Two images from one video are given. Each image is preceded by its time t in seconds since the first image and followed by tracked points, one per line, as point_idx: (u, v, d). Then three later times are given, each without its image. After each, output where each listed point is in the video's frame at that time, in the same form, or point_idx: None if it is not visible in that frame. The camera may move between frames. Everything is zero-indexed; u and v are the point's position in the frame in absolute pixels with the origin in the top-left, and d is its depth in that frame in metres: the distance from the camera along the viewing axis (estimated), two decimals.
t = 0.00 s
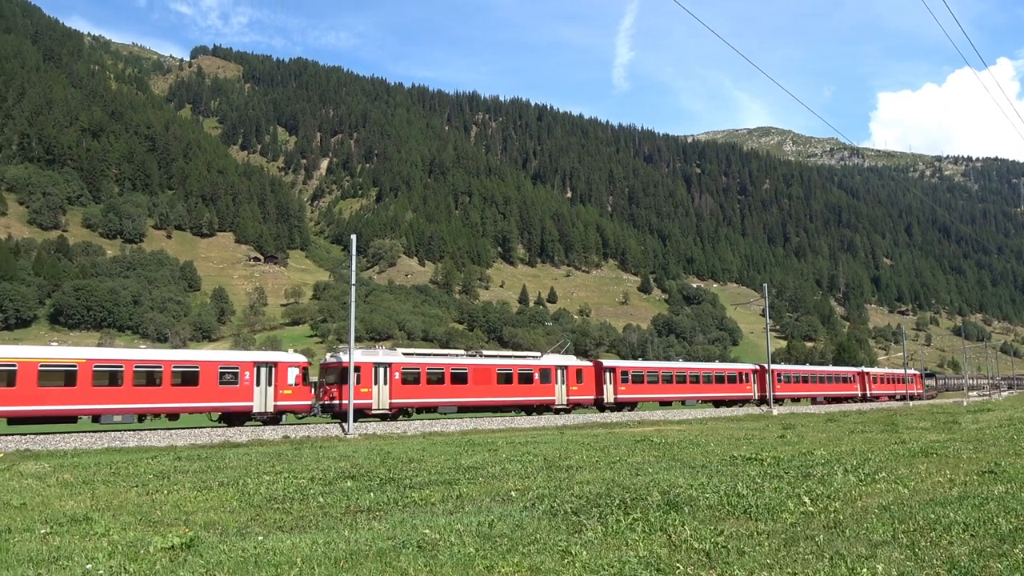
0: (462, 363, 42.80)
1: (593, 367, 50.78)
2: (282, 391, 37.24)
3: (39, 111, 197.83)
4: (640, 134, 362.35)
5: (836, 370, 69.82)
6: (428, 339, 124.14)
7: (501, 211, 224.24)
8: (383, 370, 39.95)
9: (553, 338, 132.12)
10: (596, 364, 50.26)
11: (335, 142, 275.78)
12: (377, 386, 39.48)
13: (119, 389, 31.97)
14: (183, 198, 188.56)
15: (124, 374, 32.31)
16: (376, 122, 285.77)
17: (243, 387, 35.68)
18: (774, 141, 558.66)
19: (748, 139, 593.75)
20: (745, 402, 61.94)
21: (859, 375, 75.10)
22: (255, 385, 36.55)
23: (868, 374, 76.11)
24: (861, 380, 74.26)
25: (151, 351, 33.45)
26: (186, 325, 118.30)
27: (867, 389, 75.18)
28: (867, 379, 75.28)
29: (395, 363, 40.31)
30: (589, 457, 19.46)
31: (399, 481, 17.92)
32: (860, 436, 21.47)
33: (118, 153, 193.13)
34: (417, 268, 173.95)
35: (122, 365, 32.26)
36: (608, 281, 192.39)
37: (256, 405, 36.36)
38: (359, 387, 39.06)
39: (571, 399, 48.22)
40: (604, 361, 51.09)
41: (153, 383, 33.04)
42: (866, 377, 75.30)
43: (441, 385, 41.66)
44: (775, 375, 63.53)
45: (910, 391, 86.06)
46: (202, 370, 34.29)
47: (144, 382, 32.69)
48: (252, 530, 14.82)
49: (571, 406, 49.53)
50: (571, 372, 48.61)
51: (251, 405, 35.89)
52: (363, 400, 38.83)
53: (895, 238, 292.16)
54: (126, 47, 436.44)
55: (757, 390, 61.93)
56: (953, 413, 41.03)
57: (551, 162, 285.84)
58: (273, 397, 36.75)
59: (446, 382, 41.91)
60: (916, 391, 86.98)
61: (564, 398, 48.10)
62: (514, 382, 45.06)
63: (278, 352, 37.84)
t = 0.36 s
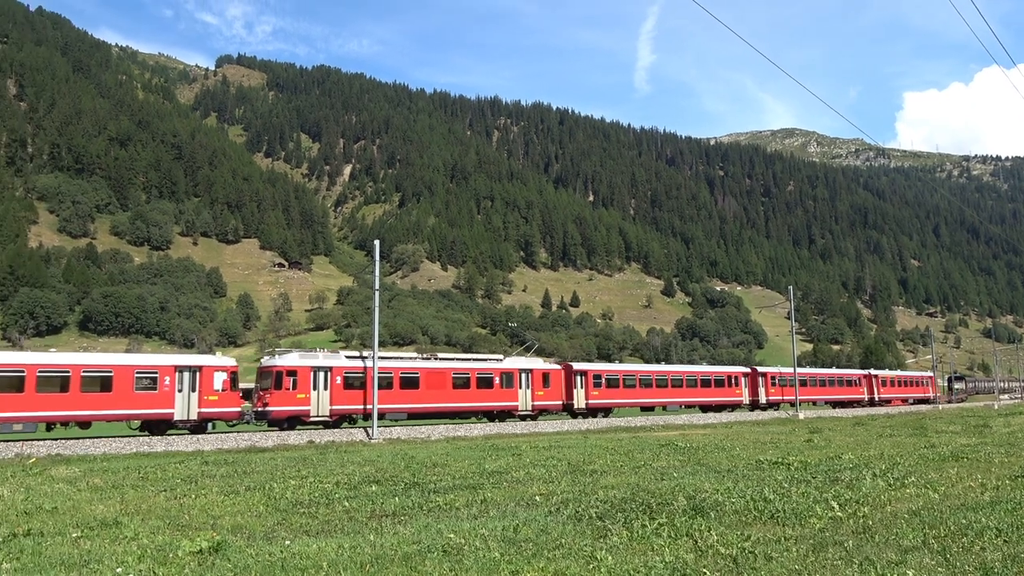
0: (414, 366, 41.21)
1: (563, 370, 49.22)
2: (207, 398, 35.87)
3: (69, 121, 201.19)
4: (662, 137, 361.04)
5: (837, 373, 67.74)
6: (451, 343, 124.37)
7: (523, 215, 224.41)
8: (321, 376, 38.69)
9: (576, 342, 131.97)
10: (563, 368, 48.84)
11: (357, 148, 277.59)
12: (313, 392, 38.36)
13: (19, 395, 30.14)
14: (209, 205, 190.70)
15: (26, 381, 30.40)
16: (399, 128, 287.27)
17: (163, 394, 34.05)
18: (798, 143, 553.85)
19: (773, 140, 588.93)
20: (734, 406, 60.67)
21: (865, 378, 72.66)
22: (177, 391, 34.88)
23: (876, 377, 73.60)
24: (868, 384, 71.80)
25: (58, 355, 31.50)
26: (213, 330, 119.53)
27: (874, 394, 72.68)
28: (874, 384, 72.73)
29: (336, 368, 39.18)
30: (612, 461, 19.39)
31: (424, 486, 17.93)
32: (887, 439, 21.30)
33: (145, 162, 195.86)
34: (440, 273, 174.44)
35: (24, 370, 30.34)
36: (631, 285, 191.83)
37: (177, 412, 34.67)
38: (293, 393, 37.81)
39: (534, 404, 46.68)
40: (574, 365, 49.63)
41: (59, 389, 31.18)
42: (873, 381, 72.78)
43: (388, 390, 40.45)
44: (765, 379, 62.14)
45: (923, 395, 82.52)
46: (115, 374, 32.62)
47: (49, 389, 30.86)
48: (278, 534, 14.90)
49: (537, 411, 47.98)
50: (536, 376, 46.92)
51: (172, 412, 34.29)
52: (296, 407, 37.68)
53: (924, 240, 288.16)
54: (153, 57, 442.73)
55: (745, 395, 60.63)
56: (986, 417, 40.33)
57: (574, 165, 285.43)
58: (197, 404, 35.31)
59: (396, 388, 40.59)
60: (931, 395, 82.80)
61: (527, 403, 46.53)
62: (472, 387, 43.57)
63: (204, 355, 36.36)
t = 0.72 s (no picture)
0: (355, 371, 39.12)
1: (524, 374, 46.58)
2: (118, 404, 33.30)
3: (96, 130, 204.08)
4: (684, 139, 359.39)
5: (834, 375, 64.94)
6: (474, 347, 124.63)
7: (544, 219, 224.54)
8: (250, 380, 36.03)
9: (599, 346, 131.74)
10: (525, 372, 46.04)
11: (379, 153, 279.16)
12: (240, 397, 35.64)
13: None
14: (233, 212, 192.52)
15: None
16: (420, 133, 288.56)
17: (67, 400, 31.53)
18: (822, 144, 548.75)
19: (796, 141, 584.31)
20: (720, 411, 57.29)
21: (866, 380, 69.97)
22: (86, 397, 32.36)
23: (877, 378, 70.86)
24: (867, 387, 69.04)
25: None
26: (238, 336, 120.55)
27: (875, 396, 69.97)
28: (875, 387, 70.12)
29: (266, 372, 36.40)
30: (635, 465, 19.28)
31: (447, 490, 17.96)
32: (915, 442, 21.05)
33: (170, 169, 198.07)
34: (462, 277, 174.93)
35: None
36: (652, 288, 191.23)
37: (86, 419, 32.17)
38: (218, 399, 35.11)
39: (492, 410, 43.63)
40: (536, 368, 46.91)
41: None
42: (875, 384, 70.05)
43: (325, 395, 37.86)
44: (756, 382, 58.85)
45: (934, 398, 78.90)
46: (11, 379, 30.13)
47: None
48: (305, 537, 15.04)
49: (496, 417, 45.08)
50: (494, 380, 44.02)
51: (78, 419, 31.71)
52: (221, 413, 34.88)
53: (950, 240, 284.35)
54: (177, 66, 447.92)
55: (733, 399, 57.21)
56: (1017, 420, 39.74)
57: (595, 168, 284.97)
58: (107, 410, 32.79)
59: (333, 393, 38.26)
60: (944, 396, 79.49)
61: (484, 409, 43.58)
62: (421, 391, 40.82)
63: (117, 359, 33.94)
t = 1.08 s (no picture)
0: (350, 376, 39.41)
1: (475, 377, 44.38)
2: (14, 410, 31.60)
3: (121, 137, 206.85)
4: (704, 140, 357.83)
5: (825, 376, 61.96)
6: (495, 350, 124.79)
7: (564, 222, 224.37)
8: (163, 384, 34.35)
9: (621, 348, 131.61)
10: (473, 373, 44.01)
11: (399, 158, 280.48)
12: (153, 402, 33.92)
13: None
14: (256, 217, 194.29)
15: None
16: (439, 137, 289.50)
17: None
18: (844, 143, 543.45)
19: (819, 141, 578.93)
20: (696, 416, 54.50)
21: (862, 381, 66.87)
22: None
23: (876, 379, 67.66)
24: (864, 388, 65.97)
25: None
26: (261, 340, 121.61)
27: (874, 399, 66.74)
28: (873, 388, 66.90)
29: (181, 376, 34.78)
30: (657, 468, 19.23)
31: (467, 493, 17.93)
32: (941, 443, 20.85)
33: (194, 175, 200.21)
34: (482, 280, 175.18)
35: None
36: (673, 289, 190.51)
37: None
38: (126, 404, 33.38)
39: (436, 414, 41.64)
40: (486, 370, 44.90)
41: None
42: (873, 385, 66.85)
43: (248, 400, 36.19)
44: (737, 385, 55.94)
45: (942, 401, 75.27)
46: None
47: None
48: (326, 540, 15.14)
49: (444, 422, 43.03)
50: (441, 383, 42.04)
51: None
52: (129, 419, 33.19)
53: (976, 240, 280.59)
54: (200, 73, 453.05)
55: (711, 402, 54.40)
56: None
57: (615, 170, 284.31)
58: None
59: (259, 398, 36.57)
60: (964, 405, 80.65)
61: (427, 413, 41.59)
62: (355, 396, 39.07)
63: (15, 361, 32.31)
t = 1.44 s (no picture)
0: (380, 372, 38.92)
1: (415, 378, 41.05)
2: None
3: (142, 141, 209.00)
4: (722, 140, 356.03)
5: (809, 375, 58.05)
6: (513, 351, 124.83)
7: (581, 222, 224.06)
8: (60, 387, 30.64)
9: (639, 348, 131.18)
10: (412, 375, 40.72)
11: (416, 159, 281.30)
12: (48, 406, 30.27)
13: None
14: (274, 219, 195.60)
15: None
16: (457, 139, 290.06)
17: None
18: (866, 141, 538.62)
19: (839, 140, 573.86)
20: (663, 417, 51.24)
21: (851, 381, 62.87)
22: None
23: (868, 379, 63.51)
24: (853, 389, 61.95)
25: None
26: (281, 342, 122.22)
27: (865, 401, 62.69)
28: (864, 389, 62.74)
29: (81, 377, 31.06)
30: (677, 468, 19.20)
31: (487, 493, 17.99)
32: (965, 444, 20.66)
33: (214, 178, 201.96)
34: (500, 281, 175.20)
35: None
36: (691, 289, 189.67)
37: None
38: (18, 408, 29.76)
39: (371, 419, 38.57)
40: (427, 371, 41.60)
41: None
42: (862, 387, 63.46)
43: (159, 403, 32.67)
44: (708, 385, 52.72)
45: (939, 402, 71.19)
46: None
47: None
48: (347, 539, 15.22)
49: (378, 426, 39.86)
50: (375, 384, 38.92)
51: None
52: (21, 424, 29.55)
53: (1000, 238, 277.04)
54: (218, 78, 457.40)
55: (679, 404, 51.30)
56: None
57: (633, 170, 283.51)
58: None
59: (171, 401, 33.07)
60: (987, 408, 82.55)
61: (362, 417, 38.46)
62: (279, 398, 35.75)
63: None
